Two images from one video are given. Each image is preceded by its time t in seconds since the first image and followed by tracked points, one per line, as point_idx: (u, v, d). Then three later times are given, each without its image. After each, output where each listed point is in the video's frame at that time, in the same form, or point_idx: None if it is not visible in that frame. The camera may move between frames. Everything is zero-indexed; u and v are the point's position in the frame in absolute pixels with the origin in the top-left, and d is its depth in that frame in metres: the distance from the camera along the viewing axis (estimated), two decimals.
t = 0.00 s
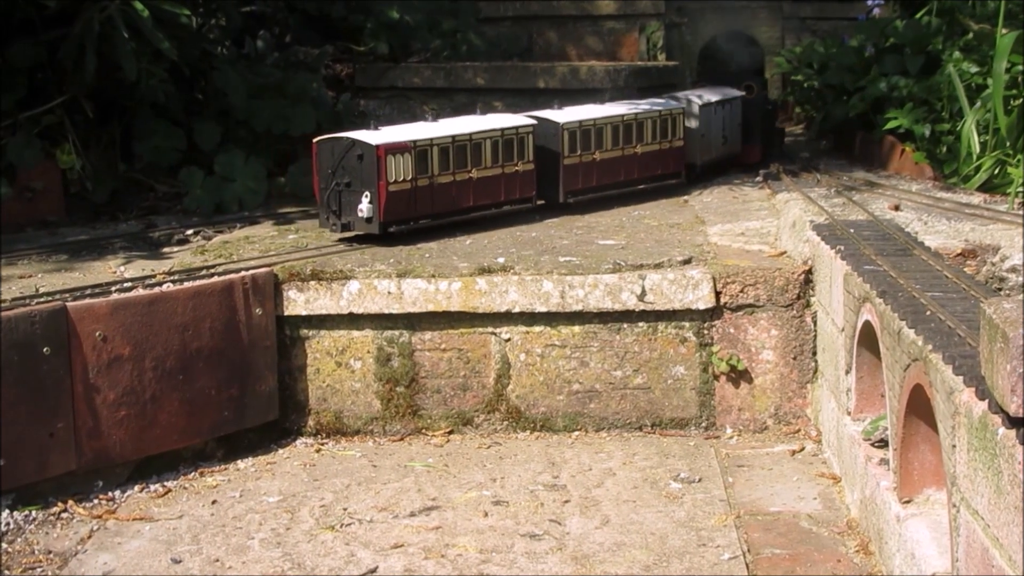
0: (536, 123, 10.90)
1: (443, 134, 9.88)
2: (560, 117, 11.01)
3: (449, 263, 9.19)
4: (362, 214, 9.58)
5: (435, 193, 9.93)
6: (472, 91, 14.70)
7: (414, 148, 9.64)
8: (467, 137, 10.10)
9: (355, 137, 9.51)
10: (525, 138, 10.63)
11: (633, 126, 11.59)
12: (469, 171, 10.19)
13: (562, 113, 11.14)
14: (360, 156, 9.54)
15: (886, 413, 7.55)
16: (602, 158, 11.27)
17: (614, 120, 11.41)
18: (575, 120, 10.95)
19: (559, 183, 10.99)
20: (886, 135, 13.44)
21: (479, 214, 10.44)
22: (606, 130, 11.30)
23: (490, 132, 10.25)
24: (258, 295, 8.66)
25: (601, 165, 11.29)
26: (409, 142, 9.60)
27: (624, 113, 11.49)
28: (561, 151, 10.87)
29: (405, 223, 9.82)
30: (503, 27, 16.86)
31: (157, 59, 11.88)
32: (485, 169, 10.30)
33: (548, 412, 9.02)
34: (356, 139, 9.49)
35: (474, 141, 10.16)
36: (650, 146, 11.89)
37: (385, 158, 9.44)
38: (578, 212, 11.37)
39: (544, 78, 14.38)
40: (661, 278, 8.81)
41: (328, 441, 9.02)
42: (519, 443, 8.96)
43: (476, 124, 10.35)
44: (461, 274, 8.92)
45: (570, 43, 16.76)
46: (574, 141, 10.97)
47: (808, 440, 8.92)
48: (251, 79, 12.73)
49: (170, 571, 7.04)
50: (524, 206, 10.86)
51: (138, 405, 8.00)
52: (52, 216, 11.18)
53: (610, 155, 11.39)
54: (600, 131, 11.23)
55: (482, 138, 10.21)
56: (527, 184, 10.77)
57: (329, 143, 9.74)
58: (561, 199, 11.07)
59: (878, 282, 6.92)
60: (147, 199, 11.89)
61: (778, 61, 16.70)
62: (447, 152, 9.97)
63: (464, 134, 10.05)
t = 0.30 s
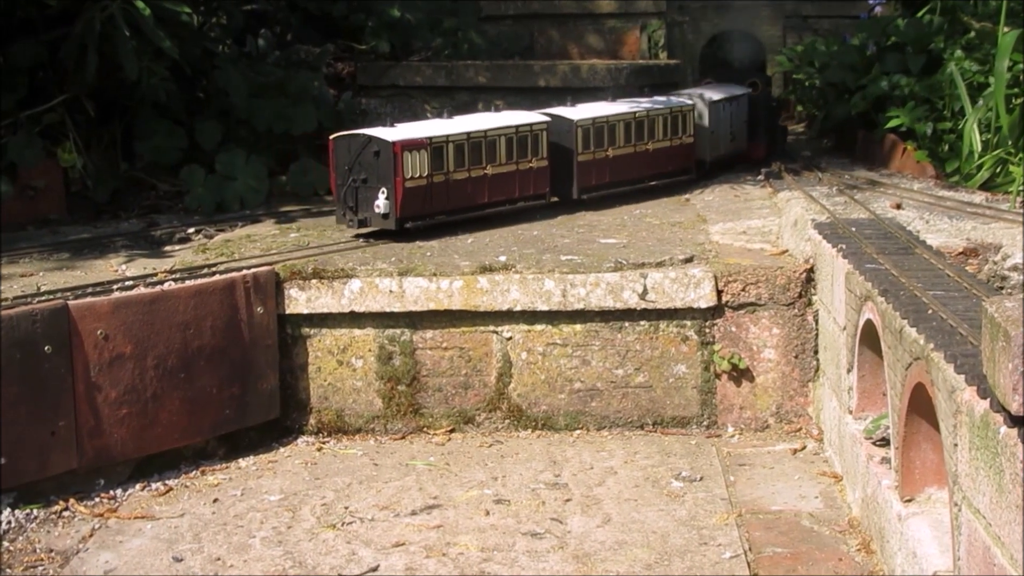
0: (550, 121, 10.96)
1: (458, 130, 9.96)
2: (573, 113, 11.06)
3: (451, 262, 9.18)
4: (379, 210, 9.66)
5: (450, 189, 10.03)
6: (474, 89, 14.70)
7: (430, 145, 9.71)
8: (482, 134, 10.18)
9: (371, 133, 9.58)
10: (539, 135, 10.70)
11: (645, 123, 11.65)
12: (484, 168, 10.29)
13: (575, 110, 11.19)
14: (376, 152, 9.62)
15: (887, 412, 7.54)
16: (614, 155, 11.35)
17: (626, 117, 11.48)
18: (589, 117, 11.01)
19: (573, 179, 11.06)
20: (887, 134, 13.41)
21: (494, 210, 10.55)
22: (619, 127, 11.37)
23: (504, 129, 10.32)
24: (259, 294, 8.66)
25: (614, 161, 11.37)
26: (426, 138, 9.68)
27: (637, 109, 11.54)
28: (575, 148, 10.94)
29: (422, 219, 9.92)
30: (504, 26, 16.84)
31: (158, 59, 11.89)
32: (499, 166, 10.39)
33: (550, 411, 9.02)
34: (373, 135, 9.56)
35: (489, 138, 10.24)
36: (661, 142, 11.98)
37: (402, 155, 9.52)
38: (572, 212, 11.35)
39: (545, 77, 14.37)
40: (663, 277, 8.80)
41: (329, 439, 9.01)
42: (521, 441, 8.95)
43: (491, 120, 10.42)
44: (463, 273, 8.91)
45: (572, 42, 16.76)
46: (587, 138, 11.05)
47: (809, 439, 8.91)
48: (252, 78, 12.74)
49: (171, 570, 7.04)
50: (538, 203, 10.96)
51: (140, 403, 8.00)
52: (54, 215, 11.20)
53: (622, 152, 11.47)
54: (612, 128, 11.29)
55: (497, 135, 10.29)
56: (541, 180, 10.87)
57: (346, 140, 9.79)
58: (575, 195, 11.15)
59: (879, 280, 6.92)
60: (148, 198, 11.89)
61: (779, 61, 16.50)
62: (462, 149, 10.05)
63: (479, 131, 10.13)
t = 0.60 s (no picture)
0: (561, 120, 11.07)
1: (471, 129, 10.04)
2: (584, 112, 11.18)
3: (451, 262, 9.18)
4: (392, 208, 9.72)
5: (462, 188, 10.11)
6: (474, 89, 14.71)
7: (443, 143, 9.79)
8: (494, 133, 10.27)
9: (385, 132, 9.65)
10: (550, 133, 10.83)
11: (654, 122, 11.77)
12: (496, 166, 10.39)
13: (585, 109, 11.31)
14: (390, 151, 9.67)
15: (887, 412, 7.55)
16: (624, 153, 11.47)
17: (636, 116, 11.60)
18: (599, 116, 11.13)
19: (584, 178, 11.17)
20: (887, 134, 13.40)
21: (505, 209, 10.65)
22: (628, 126, 11.49)
23: (516, 127, 10.44)
24: (259, 294, 8.66)
25: (623, 160, 11.50)
26: (439, 137, 9.75)
27: (646, 108, 11.66)
28: (586, 147, 11.06)
29: (435, 217, 10.02)
30: (505, 25, 16.84)
31: (158, 59, 11.90)
32: (511, 164, 10.50)
33: (550, 411, 9.02)
34: (387, 134, 9.62)
35: (501, 137, 10.34)
36: (670, 140, 12.10)
37: (416, 153, 9.59)
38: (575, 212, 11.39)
39: (546, 77, 14.38)
40: (663, 277, 8.81)
41: (330, 439, 9.01)
42: (521, 441, 8.96)
43: (502, 119, 10.52)
44: (463, 273, 8.91)
45: (572, 42, 16.75)
46: (598, 136, 11.17)
47: (809, 439, 8.92)
48: (252, 78, 12.75)
49: (172, 569, 7.04)
50: (549, 201, 11.07)
51: (140, 403, 8.00)
52: (54, 215, 11.21)
53: (632, 150, 11.59)
54: (622, 127, 11.41)
55: (509, 134, 10.40)
56: (552, 178, 10.98)
57: (359, 138, 9.84)
58: (585, 194, 11.25)
59: (879, 280, 6.93)
60: (149, 198, 11.89)
61: (779, 61, 16.40)
62: (475, 147, 10.14)
63: (491, 130, 10.23)
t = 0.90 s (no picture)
0: (572, 119, 11.16)
1: (482, 128, 10.13)
2: (594, 111, 11.25)
3: (451, 262, 9.18)
4: (404, 206, 9.81)
5: (473, 186, 10.19)
6: (474, 89, 14.72)
7: (455, 142, 9.88)
8: (505, 132, 10.36)
9: (398, 131, 9.75)
10: (561, 132, 10.93)
11: (662, 121, 11.84)
12: (508, 165, 10.47)
13: (596, 108, 11.39)
14: (403, 149, 9.77)
15: (887, 412, 7.55)
16: (633, 151, 11.54)
17: (645, 115, 11.67)
18: (609, 115, 11.21)
19: (595, 176, 11.24)
20: (887, 134, 13.40)
21: (516, 207, 10.73)
22: (638, 125, 11.56)
23: (528, 126, 10.52)
24: (260, 294, 8.66)
25: (632, 158, 11.57)
26: (450, 136, 9.84)
27: (655, 107, 11.74)
28: (596, 145, 11.13)
29: (447, 215, 10.11)
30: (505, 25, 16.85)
31: (158, 59, 11.90)
32: (522, 163, 10.58)
33: (550, 411, 9.02)
34: (400, 133, 9.73)
35: (512, 136, 10.43)
36: (678, 140, 12.15)
37: (428, 151, 9.67)
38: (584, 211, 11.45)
39: (546, 77, 14.38)
40: (663, 277, 8.80)
41: (330, 439, 9.01)
42: (521, 441, 8.96)
43: (513, 118, 10.60)
44: (463, 273, 8.91)
45: (572, 42, 16.75)
46: (608, 135, 11.24)
47: (809, 439, 8.92)
48: (252, 78, 12.75)
49: (172, 570, 7.04)
50: (560, 199, 11.13)
51: (141, 403, 8.00)
52: (55, 215, 11.21)
53: (641, 149, 11.66)
54: (631, 126, 11.48)
55: (520, 132, 10.48)
56: (562, 177, 11.05)
57: (372, 137, 9.94)
58: (596, 192, 11.31)
59: (879, 280, 6.93)
60: (149, 198, 11.89)
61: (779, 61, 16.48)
62: (486, 146, 10.22)
63: (503, 128, 10.31)
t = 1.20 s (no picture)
0: (581, 118, 11.19)
1: (493, 127, 10.18)
2: (603, 110, 11.29)
3: (451, 262, 9.18)
4: (416, 204, 9.89)
5: (484, 185, 10.25)
6: (474, 89, 14.72)
7: (466, 141, 9.93)
8: (516, 130, 10.40)
9: (409, 129, 9.82)
10: (570, 131, 10.97)
11: (669, 119, 11.91)
12: (518, 164, 10.52)
13: (604, 106, 11.43)
14: (414, 148, 9.83)
15: (887, 412, 7.54)
16: (641, 150, 11.60)
17: (652, 114, 11.73)
18: (618, 114, 11.24)
19: (603, 174, 11.30)
20: (887, 134, 13.40)
21: (527, 205, 10.78)
22: (645, 124, 11.61)
23: (538, 125, 10.57)
24: (260, 294, 8.66)
25: (640, 157, 11.63)
26: (462, 134, 9.89)
27: (662, 106, 11.81)
28: (606, 145, 11.18)
29: (458, 214, 10.17)
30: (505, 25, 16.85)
31: (158, 59, 11.90)
32: (532, 161, 10.63)
33: (550, 411, 9.02)
34: (410, 131, 9.79)
35: (523, 135, 10.48)
36: (684, 138, 12.23)
37: (439, 150, 9.73)
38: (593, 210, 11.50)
39: (546, 77, 14.38)
40: (663, 277, 8.80)
41: (330, 440, 9.01)
42: (521, 442, 8.96)
43: (523, 117, 10.66)
44: (463, 273, 8.91)
45: (572, 42, 16.75)
46: (617, 134, 11.30)
47: (809, 439, 8.93)
48: (253, 78, 12.76)
49: (172, 570, 7.04)
50: (570, 198, 11.17)
51: (141, 403, 8.00)
52: (55, 215, 11.21)
53: (649, 147, 11.72)
54: (639, 125, 11.53)
55: (530, 131, 10.53)
56: (571, 175, 11.10)
57: (382, 136, 10.03)
58: (605, 190, 11.36)
59: (879, 281, 6.93)
60: (148, 198, 11.89)
61: (778, 61, 16.52)
62: (497, 145, 10.27)
63: (513, 127, 10.37)
